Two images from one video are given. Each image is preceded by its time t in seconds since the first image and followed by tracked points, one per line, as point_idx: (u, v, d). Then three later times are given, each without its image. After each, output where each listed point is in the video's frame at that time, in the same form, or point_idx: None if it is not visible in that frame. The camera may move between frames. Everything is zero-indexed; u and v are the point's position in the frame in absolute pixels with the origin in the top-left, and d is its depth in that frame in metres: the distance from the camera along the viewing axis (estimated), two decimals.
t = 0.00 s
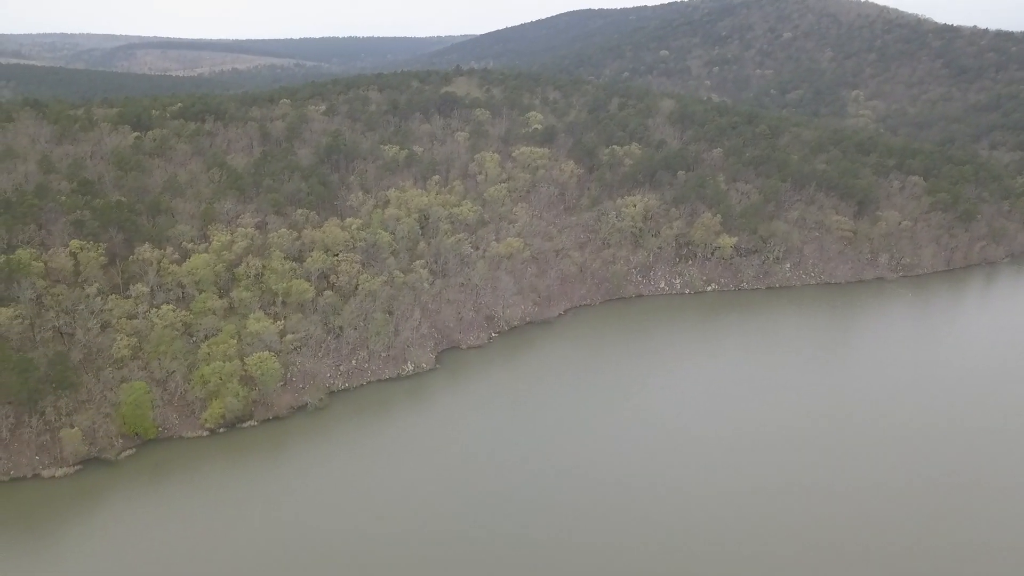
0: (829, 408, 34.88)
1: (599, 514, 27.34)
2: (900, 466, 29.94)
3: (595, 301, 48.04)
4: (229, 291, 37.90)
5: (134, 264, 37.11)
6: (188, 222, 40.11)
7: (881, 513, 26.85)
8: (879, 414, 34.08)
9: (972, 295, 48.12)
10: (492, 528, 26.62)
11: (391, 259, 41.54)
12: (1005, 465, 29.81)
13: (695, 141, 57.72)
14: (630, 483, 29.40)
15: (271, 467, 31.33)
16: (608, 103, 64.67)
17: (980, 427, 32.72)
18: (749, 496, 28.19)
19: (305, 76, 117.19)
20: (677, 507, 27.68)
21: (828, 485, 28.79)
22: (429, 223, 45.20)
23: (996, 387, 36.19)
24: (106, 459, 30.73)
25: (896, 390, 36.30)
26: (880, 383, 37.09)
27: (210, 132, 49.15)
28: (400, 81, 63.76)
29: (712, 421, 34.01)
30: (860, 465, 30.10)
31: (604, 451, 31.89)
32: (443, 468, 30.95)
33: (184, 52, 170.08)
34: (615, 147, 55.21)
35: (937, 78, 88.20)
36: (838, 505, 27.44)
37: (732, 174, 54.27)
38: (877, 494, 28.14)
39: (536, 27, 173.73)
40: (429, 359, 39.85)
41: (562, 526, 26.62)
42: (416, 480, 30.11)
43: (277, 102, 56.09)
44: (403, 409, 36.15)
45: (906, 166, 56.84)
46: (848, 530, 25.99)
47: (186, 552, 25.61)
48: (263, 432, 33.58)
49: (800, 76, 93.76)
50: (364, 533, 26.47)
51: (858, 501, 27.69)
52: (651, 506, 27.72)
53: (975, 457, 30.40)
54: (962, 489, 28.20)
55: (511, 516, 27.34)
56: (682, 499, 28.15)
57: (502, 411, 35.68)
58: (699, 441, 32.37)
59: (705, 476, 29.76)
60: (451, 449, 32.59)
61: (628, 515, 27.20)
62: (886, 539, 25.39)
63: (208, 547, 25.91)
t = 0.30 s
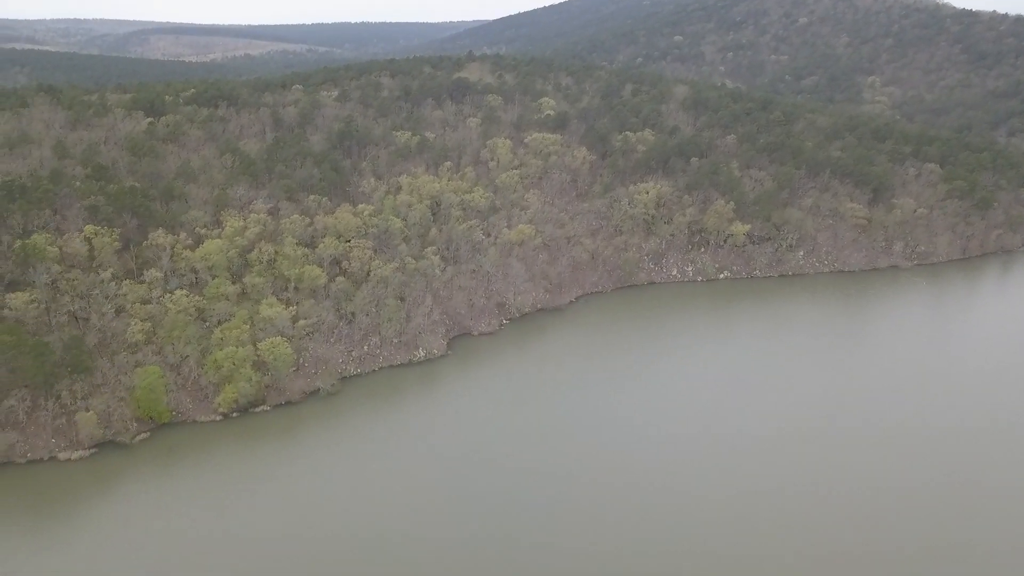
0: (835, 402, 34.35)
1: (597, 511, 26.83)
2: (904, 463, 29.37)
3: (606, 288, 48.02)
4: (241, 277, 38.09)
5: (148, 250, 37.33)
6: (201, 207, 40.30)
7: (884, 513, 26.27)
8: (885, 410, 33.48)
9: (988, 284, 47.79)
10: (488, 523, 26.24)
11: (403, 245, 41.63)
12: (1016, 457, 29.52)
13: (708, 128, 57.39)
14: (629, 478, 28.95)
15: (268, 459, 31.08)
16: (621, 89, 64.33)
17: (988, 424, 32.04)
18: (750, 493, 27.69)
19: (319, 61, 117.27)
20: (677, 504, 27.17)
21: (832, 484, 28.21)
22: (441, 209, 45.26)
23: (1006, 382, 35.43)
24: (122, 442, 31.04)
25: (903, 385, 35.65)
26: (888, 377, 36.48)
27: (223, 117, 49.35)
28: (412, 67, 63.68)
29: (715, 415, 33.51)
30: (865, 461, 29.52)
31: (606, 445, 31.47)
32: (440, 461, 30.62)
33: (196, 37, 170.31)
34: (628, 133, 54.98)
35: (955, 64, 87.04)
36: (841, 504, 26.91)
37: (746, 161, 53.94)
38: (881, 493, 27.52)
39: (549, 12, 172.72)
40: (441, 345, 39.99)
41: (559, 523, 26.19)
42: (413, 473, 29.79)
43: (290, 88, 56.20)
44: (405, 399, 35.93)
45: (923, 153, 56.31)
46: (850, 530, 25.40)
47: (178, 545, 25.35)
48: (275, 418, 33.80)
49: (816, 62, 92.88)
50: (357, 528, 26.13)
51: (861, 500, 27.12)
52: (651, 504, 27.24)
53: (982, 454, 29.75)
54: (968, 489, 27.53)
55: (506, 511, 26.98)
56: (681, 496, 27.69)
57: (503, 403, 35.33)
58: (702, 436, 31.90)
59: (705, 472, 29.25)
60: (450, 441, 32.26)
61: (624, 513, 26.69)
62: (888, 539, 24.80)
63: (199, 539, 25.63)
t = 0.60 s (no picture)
0: (836, 399, 33.75)
1: (598, 508, 26.51)
2: (906, 462, 28.81)
3: (617, 277, 47.98)
4: (253, 264, 38.23)
5: (160, 236, 37.52)
6: (213, 194, 40.45)
7: (884, 513, 25.76)
8: (885, 408, 32.91)
9: (1003, 274, 47.44)
10: (482, 521, 25.85)
11: (413, 233, 41.77)
12: None
13: (720, 115, 57.09)
14: (625, 476, 28.50)
15: (262, 453, 30.80)
16: (633, 76, 64.01)
17: (990, 422, 31.47)
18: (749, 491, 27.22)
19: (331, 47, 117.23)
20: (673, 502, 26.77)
21: (831, 483, 27.68)
22: (452, 196, 45.34)
23: (1010, 377, 34.84)
24: (135, 427, 31.32)
25: (911, 380, 35.16)
26: (889, 374, 35.84)
27: (235, 104, 49.49)
28: (423, 54, 63.63)
29: (722, 408, 33.20)
30: (864, 460, 28.96)
31: (602, 442, 30.99)
32: (433, 456, 30.27)
33: (208, 23, 170.51)
34: (640, 120, 54.75)
35: (973, 50, 85.92)
36: (840, 504, 26.40)
37: (759, 148, 53.66)
38: (881, 492, 27.02)
39: None
40: (451, 333, 40.07)
41: (553, 522, 25.77)
42: (405, 468, 29.43)
43: (301, 74, 56.28)
44: (402, 391, 35.62)
45: (938, 141, 55.79)
46: (849, 532, 24.89)
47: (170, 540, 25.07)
48: (285, 404, 33.93)
49: (830, 49, 91.98)
50: (348, 524, 25.83)
51: (860, 500, 26.60)
52: (648, 502, 26.82)
53: (984, 452, 29.22)
54: (970, 488, 26.99)
55: (500, 508, 26.58)
56: (677, 494, 27.25)
57: (498, 397, 34.92)
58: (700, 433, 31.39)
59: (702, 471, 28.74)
60: (451, 434, 32.03)
61: (621, 511, 26.30)
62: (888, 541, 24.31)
63: (191, 535, 25.35)
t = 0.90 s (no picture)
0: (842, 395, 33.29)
1: (598, 504, 26.23)
2: (907, 462, 28.30)
3: (628, 265, 47.88)
4: (265, 250, 38.39)
5: (173, 222, 37.70)
6: (225, 180, 40.59)
7: (884, 514, 25.30)
8: (885, 407, 32.37)
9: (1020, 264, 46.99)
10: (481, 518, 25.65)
11: (425, 220, 41.84)
12: None
13: (734, 102, 56.69)
14: (621, 474, 28.04)
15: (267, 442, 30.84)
16: (646, 63, 63.58)
17: (997, 419, 30.93)
18: (747, 490, 26.76)
19: (343, 34, 117.06)
20: (670, 501, 26.32)
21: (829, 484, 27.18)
22: (463, 184, 45.36)
23: (1015, 374, 34.25)
24: (149, 411, 31.63)
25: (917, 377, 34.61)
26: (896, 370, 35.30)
27: (247, 91, 49.59)
28: (435, 40, 63.44)
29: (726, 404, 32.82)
30: (864, 459, 28.44)
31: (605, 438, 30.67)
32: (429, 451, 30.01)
33: (220, 10, 170.49)
34: (653, 107, 54.49)
35: (992, 37, 84.79)
36: (840, 504, 25.87)
37: (772, 136, 53.30)
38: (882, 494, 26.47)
39: None
40: (462, 320, 40.16)
41: (550, 519, 25.49)
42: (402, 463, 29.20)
43: (313, 61, 56.32)
44: (397, 380, 35.38)
45: (955, 129, 55.20)
46: (849, 533, 24.41)
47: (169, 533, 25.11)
48: (296, 390, 34.11)
49: (846, 35, 90.98)
50: (341, 520, 25.61)
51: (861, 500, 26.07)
52: (644, 501, 26.40)
53: (986, 451, 28.73)
54: (973, 487, 26.52)
55: (493, 507, 26.23)
56: (673, 494, 26.80)
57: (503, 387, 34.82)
58: (698, 431, 30.95)
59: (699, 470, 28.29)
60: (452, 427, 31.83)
61: (617, 510, 25.87)
62: (888, 542, 23.84)
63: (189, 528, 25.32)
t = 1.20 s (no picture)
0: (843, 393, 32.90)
1: (595, 501, 25.97)
2: (907, 462, 27.93)
3: (639, 253, 47.81)
4: (276, 238, 38.54)
5: (185, 209, 37.83)
6: (237, 167, 40.71)
7: (883, 514, 24.94)
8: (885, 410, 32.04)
9: None
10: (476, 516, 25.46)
11: (435, 207, 41.92)
12: None
13: (747, 90, 56.34)
14: (619, 472, 27.81)
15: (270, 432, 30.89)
16: (659, 49, 63.19)
17: (1000, 418, 30.48)
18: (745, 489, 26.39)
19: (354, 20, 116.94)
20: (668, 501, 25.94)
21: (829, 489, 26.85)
22: (474, 171, 45.40)
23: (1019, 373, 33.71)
24: (162, 397, 31.88)
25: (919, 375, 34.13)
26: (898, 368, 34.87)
27: (259, 77, 49.67)
28: (446, 27, 63.28)
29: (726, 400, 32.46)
30: (864, 459, 28.05)
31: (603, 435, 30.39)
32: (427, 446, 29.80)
33: None
34: (665, 94, 54.26)
35: (1010, 24, 83.75)
36: (840, 504, 25.48)
37: (785, 124, 52.94)
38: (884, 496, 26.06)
39: None
40: (472, 308, 40.26)
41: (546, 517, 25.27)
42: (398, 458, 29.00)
43: (324, 48, 56.34)
44: (403, 369, 35.40)
45: (972, 117, 54.66)
46: (847, 532, 24.06)
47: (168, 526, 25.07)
48: (305, 377, 34.26)
49: (861, 22, 90.07)
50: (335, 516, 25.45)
51: (862, 500, 25.65)
52: (641, 499, 26.11)
53: (988, 451, 28.30)
54: (974, 488, 26.08)
55: (487, 505, 26.01)
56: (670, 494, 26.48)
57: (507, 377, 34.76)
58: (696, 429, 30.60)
59: (696, 472, 28.02)
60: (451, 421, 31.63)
61: (614, 508, 25.59)
62: (888, 542, 23.43)
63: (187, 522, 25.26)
